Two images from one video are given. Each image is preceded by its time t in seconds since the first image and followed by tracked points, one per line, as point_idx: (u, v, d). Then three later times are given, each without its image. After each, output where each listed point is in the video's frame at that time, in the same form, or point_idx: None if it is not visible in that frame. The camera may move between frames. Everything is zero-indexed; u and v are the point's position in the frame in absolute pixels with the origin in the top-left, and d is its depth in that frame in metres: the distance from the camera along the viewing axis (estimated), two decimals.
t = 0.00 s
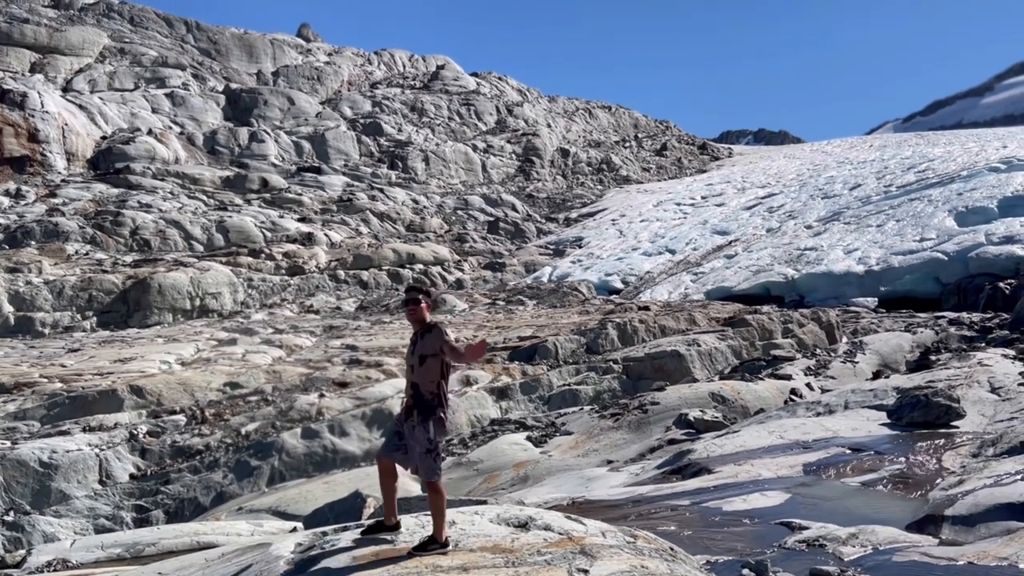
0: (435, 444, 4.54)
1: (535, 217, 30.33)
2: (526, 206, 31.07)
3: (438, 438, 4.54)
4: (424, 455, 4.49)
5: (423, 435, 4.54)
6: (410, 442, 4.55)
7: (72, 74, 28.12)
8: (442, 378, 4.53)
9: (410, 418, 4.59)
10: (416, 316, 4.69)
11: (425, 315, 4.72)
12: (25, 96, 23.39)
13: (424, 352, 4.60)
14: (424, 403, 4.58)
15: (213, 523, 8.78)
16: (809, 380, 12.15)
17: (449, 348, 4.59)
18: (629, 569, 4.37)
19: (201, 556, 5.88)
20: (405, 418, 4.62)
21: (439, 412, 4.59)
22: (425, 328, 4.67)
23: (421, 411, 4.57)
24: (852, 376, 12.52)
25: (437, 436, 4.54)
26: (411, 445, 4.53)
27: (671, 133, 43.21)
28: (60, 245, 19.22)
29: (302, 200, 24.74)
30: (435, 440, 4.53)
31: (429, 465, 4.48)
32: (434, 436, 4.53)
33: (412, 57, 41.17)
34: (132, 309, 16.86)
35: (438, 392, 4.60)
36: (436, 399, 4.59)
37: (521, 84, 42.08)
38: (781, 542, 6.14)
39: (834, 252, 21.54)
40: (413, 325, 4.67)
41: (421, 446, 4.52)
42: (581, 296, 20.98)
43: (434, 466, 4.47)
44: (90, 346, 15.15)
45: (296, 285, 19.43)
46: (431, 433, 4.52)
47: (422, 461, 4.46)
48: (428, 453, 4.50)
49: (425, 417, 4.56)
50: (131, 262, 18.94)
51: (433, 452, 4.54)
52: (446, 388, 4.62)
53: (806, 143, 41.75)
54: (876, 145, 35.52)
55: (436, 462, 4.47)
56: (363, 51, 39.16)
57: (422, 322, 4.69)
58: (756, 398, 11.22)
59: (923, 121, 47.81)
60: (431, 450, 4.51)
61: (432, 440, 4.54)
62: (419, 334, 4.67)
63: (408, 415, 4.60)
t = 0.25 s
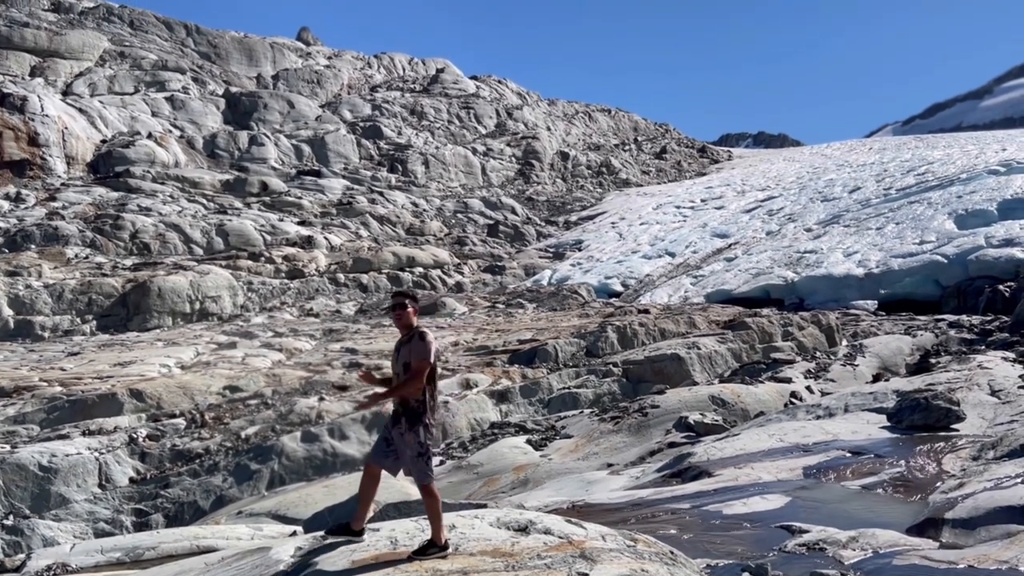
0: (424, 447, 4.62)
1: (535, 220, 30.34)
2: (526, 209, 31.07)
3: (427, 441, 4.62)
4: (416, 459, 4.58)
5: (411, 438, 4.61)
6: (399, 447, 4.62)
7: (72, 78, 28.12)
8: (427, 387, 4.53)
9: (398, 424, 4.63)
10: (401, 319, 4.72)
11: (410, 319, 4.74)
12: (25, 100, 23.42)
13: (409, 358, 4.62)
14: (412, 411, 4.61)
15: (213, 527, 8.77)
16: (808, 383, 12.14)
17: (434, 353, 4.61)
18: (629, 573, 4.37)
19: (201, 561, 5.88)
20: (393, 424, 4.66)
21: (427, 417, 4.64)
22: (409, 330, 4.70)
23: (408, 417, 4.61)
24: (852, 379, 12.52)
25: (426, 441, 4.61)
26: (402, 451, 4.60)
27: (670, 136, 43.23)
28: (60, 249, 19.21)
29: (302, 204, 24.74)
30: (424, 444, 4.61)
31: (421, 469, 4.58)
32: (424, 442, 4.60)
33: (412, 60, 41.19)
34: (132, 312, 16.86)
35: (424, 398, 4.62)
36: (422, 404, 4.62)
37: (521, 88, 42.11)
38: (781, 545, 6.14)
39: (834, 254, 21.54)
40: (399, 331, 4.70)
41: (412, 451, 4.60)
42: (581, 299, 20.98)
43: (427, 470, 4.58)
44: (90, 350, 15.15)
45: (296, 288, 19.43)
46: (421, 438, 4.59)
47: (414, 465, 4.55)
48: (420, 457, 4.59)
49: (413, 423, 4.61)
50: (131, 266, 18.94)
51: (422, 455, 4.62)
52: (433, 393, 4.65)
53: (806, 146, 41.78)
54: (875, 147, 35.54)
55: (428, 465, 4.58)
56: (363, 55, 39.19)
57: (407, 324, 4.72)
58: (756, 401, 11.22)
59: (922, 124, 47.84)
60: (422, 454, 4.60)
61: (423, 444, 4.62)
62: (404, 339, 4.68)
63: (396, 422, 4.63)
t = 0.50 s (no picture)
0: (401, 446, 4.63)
1: (535, 223, 30.33)
2: (526, 213, 31.07)
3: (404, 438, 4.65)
4: (394, 456, 4.60)
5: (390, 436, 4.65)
6: (377, 444, 4.65)
7: (73, 81, 28.14)
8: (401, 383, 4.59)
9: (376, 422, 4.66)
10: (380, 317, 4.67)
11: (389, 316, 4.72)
12: (26, 104, 23.45)
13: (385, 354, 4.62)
14: (387, 407, 4.65)
15: (213, 531, 8.76)
16: (809, 387, 12.14)
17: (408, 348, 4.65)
18: None
19: (202, 566, 5.89)
20: (371, 422, 4.69)
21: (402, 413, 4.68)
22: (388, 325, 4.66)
23: (384, 414, 4.64)
24: (853, 382, 12.52)
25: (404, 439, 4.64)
26: (378, 449, 4.63)
27: (671, 139, 43.25)
28: (61, 253, 19.22)
29: (302, 208, 24.76)
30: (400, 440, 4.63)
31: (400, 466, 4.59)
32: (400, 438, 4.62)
33: (413, 64, 41.22)
34: (133, 316, 16.87)
35: (397, 394, 4.67)
36: (397, 400, 4.66)
37: (521, 91, 42.13)
38: (782, 549, 6.13)
39: (834, 258, 21.53)
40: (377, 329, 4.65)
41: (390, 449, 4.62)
42: (582, 302, 20.98)
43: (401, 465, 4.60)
44: (91, 354, 15.15)
45: (296, 292, 19.42)
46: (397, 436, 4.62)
47: (392, 463, 4.57)
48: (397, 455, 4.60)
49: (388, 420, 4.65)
50: (132, 269, 18.95)
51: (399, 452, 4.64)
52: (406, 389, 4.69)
53: (806, 149, 41.80)
54: (876, 150, 35.55)
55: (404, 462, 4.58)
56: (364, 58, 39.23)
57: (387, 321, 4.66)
58: (757, 404, 11.22)
59: (922, 126, 47.87)
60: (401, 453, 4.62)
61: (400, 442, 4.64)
62: (380, 336, 4.68)
63: (373, 419, 4.67)
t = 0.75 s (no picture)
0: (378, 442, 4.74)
1: (536, 225, 30.33)
2: (528, 215, 31.07)
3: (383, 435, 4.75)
4: (366, 452, 4.70)
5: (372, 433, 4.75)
6: (356, 439, 4.76)
7: (75, 85, 28.16)
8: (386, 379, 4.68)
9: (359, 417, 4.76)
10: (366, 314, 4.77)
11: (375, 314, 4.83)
12: (28, 108, 23.50)
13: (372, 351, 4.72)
14: (371, 403, 4.75)
15: (215, 534, 8.77)
16: (811, 389, 12.12)
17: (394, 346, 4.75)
18: None
19: (205, 569, 5.91)
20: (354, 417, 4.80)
21: (386, 410, 4.78)
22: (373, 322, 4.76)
23: (366, 410, 4.75)
24: (854, 385, 12.51)
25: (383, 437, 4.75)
26: (355, 442, 4.73)
27: (672, 142, 43.25)
28: (63, 256, 19.24)
29: (304, 211, 24.77)
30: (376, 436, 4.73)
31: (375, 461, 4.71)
32: (377, 434, 4.73)
33: (414, 67, 41.23)
34: (135, 320, 16.88)
35: (382, 391, 4.77)
36: (381, 398, 4.75)
37: (522, 94, 42.15)
38: (784, 552, 6.13)
39: (836, 260, 21.53)
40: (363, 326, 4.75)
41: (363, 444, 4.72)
42: (583, 305, 20.97)
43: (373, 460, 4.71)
44: (93, 357, 15.16)
45: (298, 294, 19.42)
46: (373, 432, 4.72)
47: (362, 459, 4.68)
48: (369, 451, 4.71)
49: (372, 415, 4.75)
50: (134, 272, 18.96)
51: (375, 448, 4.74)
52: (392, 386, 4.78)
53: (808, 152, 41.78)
54: (877, 153, 35.53)
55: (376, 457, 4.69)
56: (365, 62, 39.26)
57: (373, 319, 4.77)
58: (759, 407, 11.21)
59: (923, 129, 47.86)
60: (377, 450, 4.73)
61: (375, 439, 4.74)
62: (369, 334, 4.79)
63: (358, 415, 4.77)
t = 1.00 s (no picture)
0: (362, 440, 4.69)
1: (539, 228, 30.34)
2: (531, 218, 31.07)
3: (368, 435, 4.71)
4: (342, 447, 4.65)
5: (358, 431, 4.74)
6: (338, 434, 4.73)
7: (79, 88, 28.21)
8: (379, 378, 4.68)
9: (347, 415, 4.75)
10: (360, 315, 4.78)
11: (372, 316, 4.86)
12: (32, 112, 23.58)
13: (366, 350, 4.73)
14: (361, 402, 4.74)
15: (218, 537, 8.78)
16: (815, 391, 12.11)
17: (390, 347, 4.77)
18: None
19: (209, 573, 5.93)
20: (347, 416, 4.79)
21: (375, 411, 4.75)
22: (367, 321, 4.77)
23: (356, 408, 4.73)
24: (859, 387, 12.50)
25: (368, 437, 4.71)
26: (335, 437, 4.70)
27: (675, 144, 43.25)
28: (67, 259, 19.28)
29: (307, 213, 24.80)
30: (358, 434, 4.68)
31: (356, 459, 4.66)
32: (357, 430, 4.69)
33: (417, 69, 41.26)
34: (139, 322, 16.91)
35: (374, 391, 4.74)
36: (372, 397, 4.73)
37: (525, 97, 42.17)
38: (787, 555, 6.11)
39: (840, 262, 21.50)
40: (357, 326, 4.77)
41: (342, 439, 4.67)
42: (587, 307, 20.97)
43: (351, 457, 4.65)
44: (97, 360, 15.19)
45: (301, 297, 19.43)
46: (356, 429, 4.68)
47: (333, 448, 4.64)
48: (347, 446, 4.66)
49: (360, 414, 4.73)
50: (138, 275, 18.99)
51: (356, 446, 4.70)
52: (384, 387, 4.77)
53: (811, 154, 41.75)
54: (881, 155, 35.49)
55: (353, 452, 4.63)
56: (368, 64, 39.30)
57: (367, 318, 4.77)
58: (762, 409, 11.20)
59: (927, 130, 47.79)
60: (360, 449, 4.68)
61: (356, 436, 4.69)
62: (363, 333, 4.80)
63: (346, 413, 4.77)
